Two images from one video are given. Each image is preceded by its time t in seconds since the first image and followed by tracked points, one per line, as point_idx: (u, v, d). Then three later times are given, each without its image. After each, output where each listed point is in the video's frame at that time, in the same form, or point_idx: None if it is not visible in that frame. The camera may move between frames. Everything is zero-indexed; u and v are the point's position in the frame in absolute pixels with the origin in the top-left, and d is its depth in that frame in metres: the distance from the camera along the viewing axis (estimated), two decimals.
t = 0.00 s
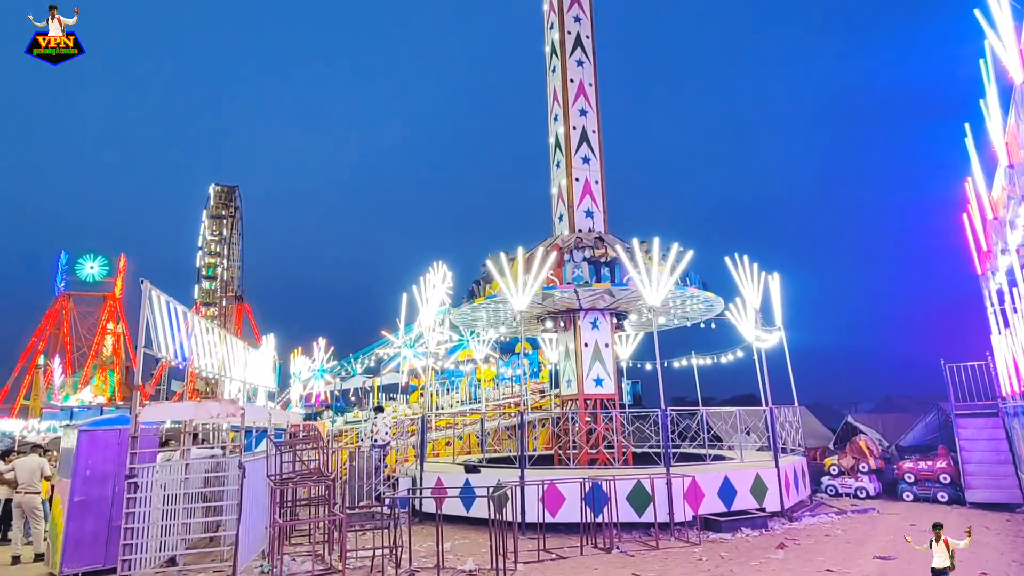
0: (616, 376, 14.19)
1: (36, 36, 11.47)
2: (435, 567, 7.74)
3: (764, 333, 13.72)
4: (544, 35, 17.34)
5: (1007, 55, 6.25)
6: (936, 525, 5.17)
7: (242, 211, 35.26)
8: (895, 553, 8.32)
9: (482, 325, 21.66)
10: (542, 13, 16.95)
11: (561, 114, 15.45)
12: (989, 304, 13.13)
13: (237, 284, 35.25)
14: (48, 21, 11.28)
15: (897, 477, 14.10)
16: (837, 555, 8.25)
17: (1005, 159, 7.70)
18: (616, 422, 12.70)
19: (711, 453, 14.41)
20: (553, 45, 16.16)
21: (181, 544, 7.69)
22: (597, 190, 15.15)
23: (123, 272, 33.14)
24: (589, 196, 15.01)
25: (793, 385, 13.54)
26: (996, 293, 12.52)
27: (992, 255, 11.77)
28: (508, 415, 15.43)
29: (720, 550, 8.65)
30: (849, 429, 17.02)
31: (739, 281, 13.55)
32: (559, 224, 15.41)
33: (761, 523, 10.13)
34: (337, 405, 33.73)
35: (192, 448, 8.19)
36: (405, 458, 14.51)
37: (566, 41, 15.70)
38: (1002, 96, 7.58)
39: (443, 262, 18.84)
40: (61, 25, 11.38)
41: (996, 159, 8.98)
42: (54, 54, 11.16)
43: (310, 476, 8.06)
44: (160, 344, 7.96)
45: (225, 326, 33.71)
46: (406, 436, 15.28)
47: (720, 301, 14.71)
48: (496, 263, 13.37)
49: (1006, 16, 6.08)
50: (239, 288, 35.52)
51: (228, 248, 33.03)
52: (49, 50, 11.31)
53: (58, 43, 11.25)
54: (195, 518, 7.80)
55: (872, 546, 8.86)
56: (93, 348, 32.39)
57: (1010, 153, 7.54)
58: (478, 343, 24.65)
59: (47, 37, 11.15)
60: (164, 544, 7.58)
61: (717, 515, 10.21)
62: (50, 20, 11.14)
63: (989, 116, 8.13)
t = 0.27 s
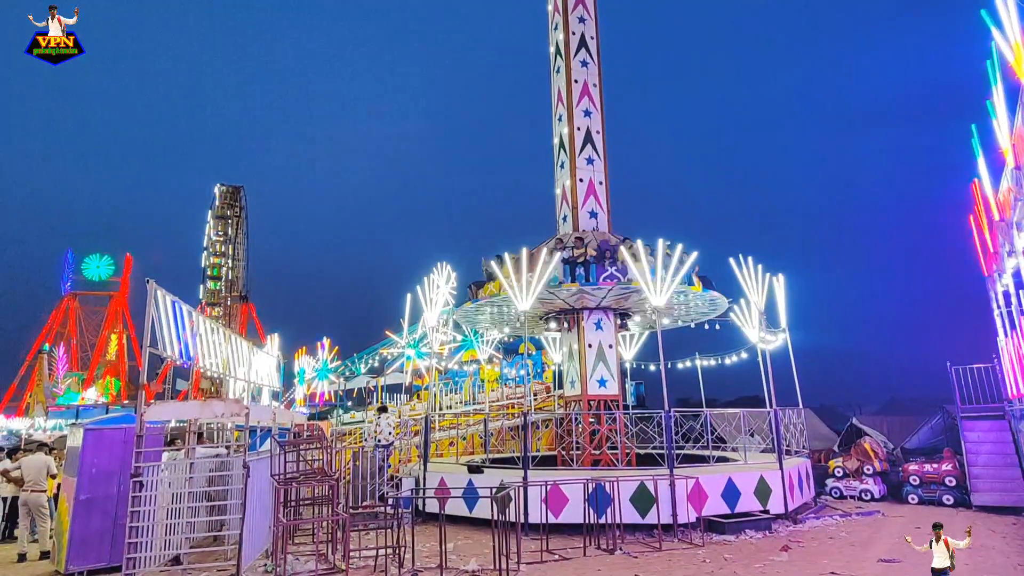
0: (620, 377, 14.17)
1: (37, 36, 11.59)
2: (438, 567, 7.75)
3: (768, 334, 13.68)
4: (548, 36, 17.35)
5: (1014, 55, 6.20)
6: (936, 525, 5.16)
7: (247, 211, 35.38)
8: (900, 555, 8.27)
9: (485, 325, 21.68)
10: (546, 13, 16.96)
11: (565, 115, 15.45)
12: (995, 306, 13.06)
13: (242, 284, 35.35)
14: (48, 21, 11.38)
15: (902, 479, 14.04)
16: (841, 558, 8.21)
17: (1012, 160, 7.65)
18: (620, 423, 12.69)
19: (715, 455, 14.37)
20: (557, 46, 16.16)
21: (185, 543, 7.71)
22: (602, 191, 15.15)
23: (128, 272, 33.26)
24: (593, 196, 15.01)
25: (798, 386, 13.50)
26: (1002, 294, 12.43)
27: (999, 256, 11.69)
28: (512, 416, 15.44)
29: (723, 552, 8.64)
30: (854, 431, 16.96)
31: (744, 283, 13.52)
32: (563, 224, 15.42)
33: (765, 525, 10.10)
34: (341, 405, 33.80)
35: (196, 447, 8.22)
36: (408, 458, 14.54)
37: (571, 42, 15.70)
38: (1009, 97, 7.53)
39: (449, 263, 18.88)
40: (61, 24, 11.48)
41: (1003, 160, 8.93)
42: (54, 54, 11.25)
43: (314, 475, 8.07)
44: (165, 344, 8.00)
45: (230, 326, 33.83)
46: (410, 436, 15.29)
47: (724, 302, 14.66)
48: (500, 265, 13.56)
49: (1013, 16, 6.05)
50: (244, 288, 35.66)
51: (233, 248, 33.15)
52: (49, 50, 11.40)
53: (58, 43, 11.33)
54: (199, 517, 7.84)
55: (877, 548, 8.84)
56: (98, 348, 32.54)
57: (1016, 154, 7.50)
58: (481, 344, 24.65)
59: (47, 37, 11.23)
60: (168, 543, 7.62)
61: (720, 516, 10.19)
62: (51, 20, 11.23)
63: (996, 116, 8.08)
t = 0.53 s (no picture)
0: (616, 377, 14.19)
1: (36, 36, 11.54)
2: (435, 568, 7.74)
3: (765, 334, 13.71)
4: (545, 36, 17.37)
5: (1010, 56, 6.24)
6: (936, 525, 5.16)
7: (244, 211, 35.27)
8: (896, 554, 8.30)
9: (482, 325, 21.67)
10: (542, 14, 16.97)
11: (562, 115, 15.45)
12: (991, 306, 13.11)
13: (238, 285, 35.23)
14: (48, 21, 11.33)
15: (899, 478, 14.08)
16: (838, 557, 8.23)
17: (1007, 160, 7.69)
18: (617, 424, 12.70)
19: (712, 455, 14.39)
20: (554, 46, 16.17)
21: (181, 545, 7.68)
22: (598, 191, 15.16)
23: (124, 272, 33.14)
24: (590, 197, 15.01)
25: (794, 386, 13.52)
26: (997, 294, 12.49)
27: (994, 256, 11.74)
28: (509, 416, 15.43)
29: (721, 552, 8.64)
30: (850, 430, 17.00)
31: (740, 284, 13.53)
32: (559, 224, 15.41)
33: (762, 525, 10.13)
34: (337, 406, 33.73)
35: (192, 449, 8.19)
36: (405, 459, 14.52)
37: (567, 42, 15.70)
38: (1004, 98, 7.57)
39: (445, 263, 18.91)
40: (61, 24, 11.44)
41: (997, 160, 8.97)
42: (54, 54, 11.21)
43: (310, 477, 8.04)
44: (161, 345, 7.96)
45: (226, 326, 33.74)
46: (406, 437, 15.26)
47: (721, 301, 14.68)
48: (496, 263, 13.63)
49: (1008, 16, 6.08)
50: (240, 289, 35.57)
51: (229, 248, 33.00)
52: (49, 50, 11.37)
53: (58, 43, 11.29)
54: (195, 518, 7.80)
55: (873, 547, 8.86)
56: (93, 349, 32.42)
57: (1011, 154, 7.53)
58: (478, 344, 24.63)
59: (46, 37, 11.20)
60: (163, 544, 7.58)
61: (717, 516, 10.20)
62: (51, 20, 11.19)
63: (992, 117, 8.12)
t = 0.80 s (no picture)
0: (617, 376, 14.20)
1: (36, 36, 11.53)
2: (436, 567, 7.75)
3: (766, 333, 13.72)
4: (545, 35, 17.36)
5: (1011, 54, 6.21)
6: (936, 525, 5.16)
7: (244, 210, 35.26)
8: (896, 553, 8.30)
9: (483, 325, 21.66)
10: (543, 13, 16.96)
11: (562, 114, 15.45)
12: (992, 305, 13.10)
13: (239, 284, 35.23)
14: (48, 22, 11.31)
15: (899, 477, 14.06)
16: (839, 556, 8.24)
17: (1008, 159, 7.67)
18: (618, 423, 12.70)
19: (712, 454, 14.38)
20: (554, 45, 16.17)
21: (182, 544, 7.70)
22: (599, 190, 15.16)
23: (124, 272, 33.15)
24: (590, 196, 15.01)
25: (795, 385, 13.50)
26: (998, 293, 12.47)
27: (995, 255, 11.73)
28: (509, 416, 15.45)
29: (721, 551, 8.65)
30: (850, 429, 16.99)
31: (741, 283, 13.52)
32: (560, 224, 15.40)
33: (762, 524, 10.15)
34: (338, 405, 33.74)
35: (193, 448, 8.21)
36: (406, 458, 14.54)
37: (568, 41, 15.69)
38: (1005, 97, 7.55)
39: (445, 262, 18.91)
40: (61, 24, 11.42)
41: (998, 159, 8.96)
42: (54, 54, 11.21)
43: (311, 475, 8.05)
44: (161, 344, 7.96)
45: (226, 326, 33.76)
46: (407, 436, 15.27)
47: (722, 298, 14.66)
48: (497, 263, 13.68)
49: (1009, 15, 6.06)
50: (240, 288, 35.58)
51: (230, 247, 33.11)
52: (49, 50, 11.37)
53: (58, 43, 11.28)
54: (196, 517, 7.82)
55: (874, 546, 8.87)
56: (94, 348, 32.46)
57: (1012, 153, 7.52)
58: (479, 343, 24.63)
59: (47, 37, 11.20)
60: (165, 543, 7.60)
61: (718, 515, 10.20)
62: (51, 20, 11.19)
63: (992, 115, 8.10)
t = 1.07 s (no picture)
0: (617, 375, 14.20)
1: (36, 36, 11.51)
2: (437, 566, 7.76)
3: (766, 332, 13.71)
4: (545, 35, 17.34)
5: (1011, 54, 6.21)
6: (936, 525, 5.16)
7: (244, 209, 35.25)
8: (896, 553, 8.30)
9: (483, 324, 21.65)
10: (543, 12, 16.93)
11: (562, 113, 15.44)
12: (992, 305, 13.09)
13: (239, 283, 35.22)
14: (48, 22, 11.31)
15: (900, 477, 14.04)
16: (838, 555, 8.24)
17: (1008, 158, 7.67)
18: (618, 422, 12.70)
19: (712, 453, 14.38)
20: (554, 44, 16.16)
21: (182, 543, 7.71)
22: (599, 190, 15.15)
23: (124, 272, 33.15)
24: (590, 195, 15.00)
25: (795, 384, 13.50)
26: (998, 293, 12.46)
27: (995, 254, 11.72)
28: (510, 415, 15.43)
29: (721, 551, 8.65)
30: (850, 428, 16.99)
31: (741, 283, 13.51)
32: (559, 223, 15.40)
33: (762, 524, 10.16)
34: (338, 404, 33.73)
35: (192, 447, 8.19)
36: (406, 458, 14.54)
37: (568, 41, 15.68)
38: (1005, 96, 7.54)
39: (445, 262, 18.91)
40: (61, 25, 11.41)
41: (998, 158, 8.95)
42: (54, 54, 11.21)
43: (312, 475, 8.04)
44: (161, 344, 7.96)
45: (226, 326, 33.76)
46: (407, 435, 15.27)
47: (722, 296, 14.65)
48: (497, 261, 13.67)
49: (1009, 13, 6.06)
50: (240, 288, 35.58)
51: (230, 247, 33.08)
52: (49, 50, 11.38)
53: (58, 43, 11.28)
54: (196, 517, 7.81)
55: (874, 545, 8.88)
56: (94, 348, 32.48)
57: (1011, 152, 7.53)
58: (479, 343, 24.62)
59: (47, 38, 11.21)
60: (165, 543, 7.60)
61: (718, 515, 10.20)
62: (51, 20, 11.18)
63: (993, 114, 8.09)
